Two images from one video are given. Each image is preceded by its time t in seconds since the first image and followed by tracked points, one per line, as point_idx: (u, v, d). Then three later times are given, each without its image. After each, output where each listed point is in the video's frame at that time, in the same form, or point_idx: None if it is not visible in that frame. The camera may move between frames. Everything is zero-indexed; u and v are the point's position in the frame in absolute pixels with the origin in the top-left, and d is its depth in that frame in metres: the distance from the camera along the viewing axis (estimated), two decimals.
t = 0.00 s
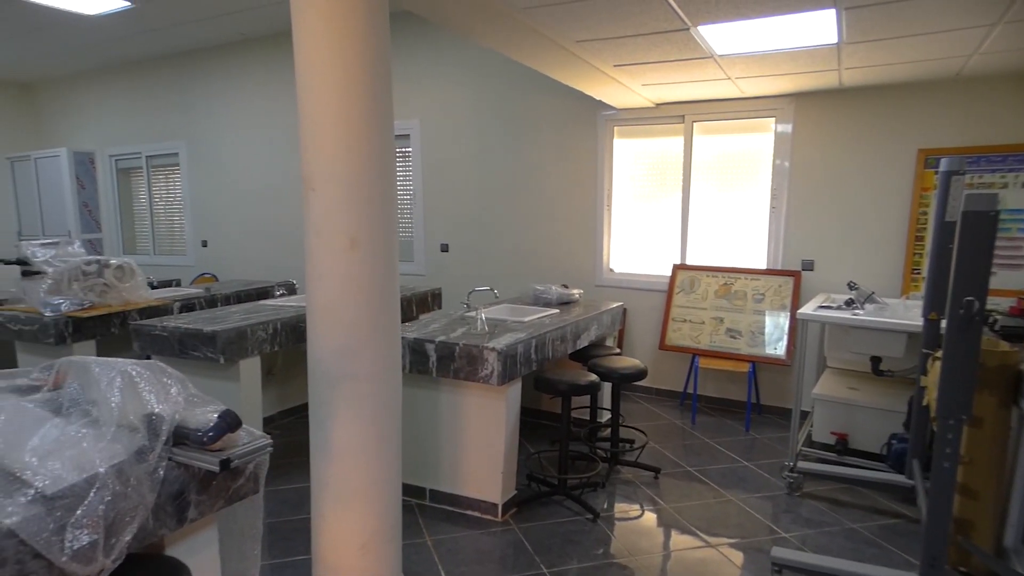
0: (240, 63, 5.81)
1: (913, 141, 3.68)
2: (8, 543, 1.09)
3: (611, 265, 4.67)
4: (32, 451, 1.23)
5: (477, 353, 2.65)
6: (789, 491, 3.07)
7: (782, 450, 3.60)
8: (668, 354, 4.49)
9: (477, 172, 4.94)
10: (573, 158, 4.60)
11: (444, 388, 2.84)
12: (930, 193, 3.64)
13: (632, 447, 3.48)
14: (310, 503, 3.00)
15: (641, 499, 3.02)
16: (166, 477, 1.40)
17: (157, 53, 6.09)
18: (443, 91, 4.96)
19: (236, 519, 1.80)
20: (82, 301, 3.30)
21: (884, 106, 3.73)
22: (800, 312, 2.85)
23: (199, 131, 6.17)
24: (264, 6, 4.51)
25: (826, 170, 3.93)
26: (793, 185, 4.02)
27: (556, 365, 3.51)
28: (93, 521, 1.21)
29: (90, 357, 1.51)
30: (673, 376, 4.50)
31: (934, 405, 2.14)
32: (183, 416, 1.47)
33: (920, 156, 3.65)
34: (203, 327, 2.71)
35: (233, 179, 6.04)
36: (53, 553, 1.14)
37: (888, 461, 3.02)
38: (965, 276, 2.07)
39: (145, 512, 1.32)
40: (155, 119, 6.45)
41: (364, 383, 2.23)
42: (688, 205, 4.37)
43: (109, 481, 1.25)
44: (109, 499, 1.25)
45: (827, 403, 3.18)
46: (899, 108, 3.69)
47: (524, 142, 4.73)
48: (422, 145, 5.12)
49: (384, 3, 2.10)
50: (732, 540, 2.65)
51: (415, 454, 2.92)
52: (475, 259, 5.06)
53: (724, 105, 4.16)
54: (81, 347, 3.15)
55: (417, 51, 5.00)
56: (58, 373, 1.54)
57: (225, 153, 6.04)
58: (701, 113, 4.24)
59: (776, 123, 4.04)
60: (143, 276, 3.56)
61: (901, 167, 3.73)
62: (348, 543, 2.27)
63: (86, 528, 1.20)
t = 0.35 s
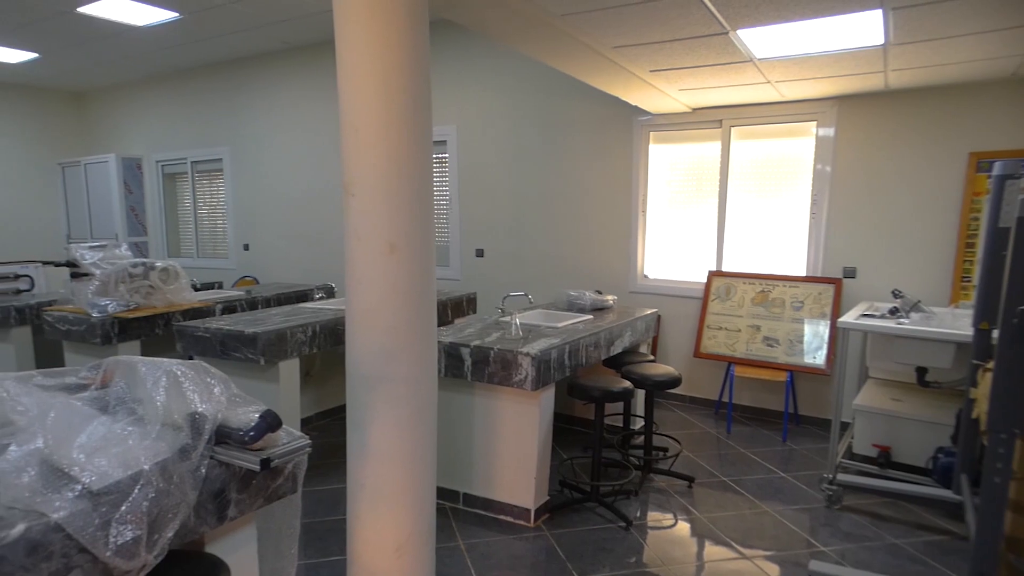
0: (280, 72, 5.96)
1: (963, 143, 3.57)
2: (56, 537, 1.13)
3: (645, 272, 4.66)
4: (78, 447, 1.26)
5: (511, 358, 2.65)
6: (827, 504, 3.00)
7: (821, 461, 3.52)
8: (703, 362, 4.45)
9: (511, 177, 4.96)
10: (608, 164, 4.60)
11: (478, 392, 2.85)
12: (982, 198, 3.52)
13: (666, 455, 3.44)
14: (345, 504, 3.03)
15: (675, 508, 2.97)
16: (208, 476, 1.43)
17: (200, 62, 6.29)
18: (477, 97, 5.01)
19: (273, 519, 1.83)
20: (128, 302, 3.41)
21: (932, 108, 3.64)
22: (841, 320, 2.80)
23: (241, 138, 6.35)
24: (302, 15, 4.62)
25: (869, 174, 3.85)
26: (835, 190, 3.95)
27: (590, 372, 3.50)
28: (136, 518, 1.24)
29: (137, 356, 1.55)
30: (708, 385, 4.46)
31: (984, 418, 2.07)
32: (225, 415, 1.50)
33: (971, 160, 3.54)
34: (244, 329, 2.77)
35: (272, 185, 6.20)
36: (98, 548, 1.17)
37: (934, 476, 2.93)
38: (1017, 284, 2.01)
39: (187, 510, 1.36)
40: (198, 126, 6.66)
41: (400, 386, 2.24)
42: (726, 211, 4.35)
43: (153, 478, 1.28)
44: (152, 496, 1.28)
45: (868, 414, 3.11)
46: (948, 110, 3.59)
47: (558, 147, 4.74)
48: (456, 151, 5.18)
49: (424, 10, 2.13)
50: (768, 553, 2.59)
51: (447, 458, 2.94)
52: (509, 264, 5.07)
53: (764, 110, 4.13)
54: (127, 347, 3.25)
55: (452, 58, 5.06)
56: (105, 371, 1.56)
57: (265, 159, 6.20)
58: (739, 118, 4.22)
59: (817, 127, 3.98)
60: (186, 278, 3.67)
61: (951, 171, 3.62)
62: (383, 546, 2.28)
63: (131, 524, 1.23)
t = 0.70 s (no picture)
0: (319, 80, 6.11)
1: (1017, 144, 3.44)
2: (103, 532, 1.17)
3: (679, 277, 4.63)
4: (126, 445, 1.35)
5: (544, 363, 2.65)
6: (869, 517, 2.92)
7: (862, 473, 3.43)
8: (740, 369, 4.39)
9: (545, 182, 4.98)
10: (643, 168, 4.58)
11: (512, 397, 2.86)
12: None
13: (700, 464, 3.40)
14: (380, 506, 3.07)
15: (709, 518, 2.93)
16: (249, 474, 1.46)
17: (241, 72, 6.48)
18: (511, 103, 5.04)
19: (311, 518, 1.86)
20: (172, 305, 3.51)
21: (983, 108, 3.52)
22: (884, 328, 2.73)
23: (281, 145, 6.53)
24: (339, 24, 4.73)
25: (915, 177, 3.75)
26: (879, 195, 3.86)
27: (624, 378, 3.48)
28: (180, 515, 1.28)
29: (181, 357, 1.60)
30: (744, 393, 4.39)
31: None
32: (265, 416, 1.54)
33: None
34: (284, 332, 2.83)
35: (310, 191, 6.34)
36: (142, 543, 1.22)
37: (982, 490, 2.83)
38: None
39: (228, 507, 1.39)
40: (239, 134, 6.86)
41: (434, 390, 2.26)
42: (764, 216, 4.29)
43: (195, 476, 1.33)
44: (195, 494, 1.32)
45: (913, 424, 3.03)
46: (1001, 110, 3.47)
47: (593, 152, 4.74)
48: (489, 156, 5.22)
49: (461, 17, 2.15)
50: (805, 565, 2.53)
51: (481, 461, 2.96)
52: (542, 269, 5.08)
53: (804, 113, 4.07)
54: (171, 348, 3.35)
55: (486, 64, 5.11)
56: (151, 372, 1.64)
57: (304, 166, 6.35)
58: (778, 121, 4.16)
59: (861, 129, 3.90)
60: (228, 282, 3.77)
61: (1005, 174, 3.49)
62: (416, 547, 2.30)
63: (174, 521, 1.27)
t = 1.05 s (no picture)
0: (356, 87, 6.22)
1: None
2: (145, 528, 1.21)
3: (715, 282, 4.56)
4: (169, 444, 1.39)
5: (578, 367, 2.64)
6: (914, 530, 2.83)
7: (907, 484, 3.33)
8: (777, 376, 4.30)
9: (578, 186, 4.97)
10: (677, 171, 4.54)
11: (545, 401, 2.85)
12: None
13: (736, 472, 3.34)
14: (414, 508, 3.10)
15: (745, 527, 2.87)
16: (286, 474, 1.47)
17: (279, 81, 6.65)
18: (545, 108, 5.05)
19: (347, 517, 1.89)
20: (213, 307, 3.60)
21: None
22: (931, 335, 2.65)
23: (318, 151, 6.66)
24: (374, 32, 4.81)
25: (966, 177, 3.63)
26: (927, 196, 3.75)
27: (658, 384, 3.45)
28: (220, 512, 1.31)
29: (222, 358, 1.64)
30: (782, 400, 4.30)
31: None
32: (304, 416, 1.56)
33: None
34: (322, 335, 2.88)
35: (346, 196, 6.46)
36: (184, 540, 1.25)
37: None
38: None
39: (267, 506, 1.41)
40: (277, 141, 7.03)
41: (467, 393, 2.27)
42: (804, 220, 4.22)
43: (235, 474, 1.36)
44: (235, 492, 1.35)
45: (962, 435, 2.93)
46: None
47: (627, 155, 4.71)
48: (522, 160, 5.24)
49: (496, 23, 2.16)
50: None
51: (513, 465, 2.96)
52: (576, 273, 5.07)
53: (847, 113, 3.98)
54: (213, 350, 3.44)
55: (519, 69, 5.13)
56: (193, 372, 1.68)
57: (341, 172, 6.48)
58: (819, 122, 4.08)
59: (907, 129, 3.80)
60: (268, 285, 3.86)
61: None
62: (449, 549, 2.31)
63: (214, 518, 1.30)
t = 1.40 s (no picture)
0: (392, 93, 6.33)
1: None
2: (188, 525, 1.24)
3: (753, 287, 4.48)
4: (212, 442, 1.42)
5: (612, 371, 2.62)
6: (964, 543, 2.72)
7: (956, 496, 3.20)
8: (818, 383, 4.20)
9: (612, 189, 4.94)
10: (714, 173, 4.48)
11: (579, 405, 2.84)
12: None
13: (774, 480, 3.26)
14: (449, 510, 3.11)
15: (784, 536, 2.80)
16: (325, 474, 1.50)
17: (317, 88, 6.80)
18: (579, 111, 5.05)
19: (384, 517, 1.91)
20: (254, 310, 3.69)
21: None
22: (983, 341, 2.55)
23: (355, 156, 6.79)
24: (409, 39, 4.89)
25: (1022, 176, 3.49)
26: (980, 196, 3.62)
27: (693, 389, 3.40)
28: (260, 510, 1.34)
29: (263, 359, 1.67)
30: (824, 408, 4.19)
31: None
32: (343, 416, 1.58)
33: None
34: (359, 337, 2.93)
35: (382, 201, 6.56)
36: (225, 537, 1.28)
37: None
38: None
39: (306, 504, 1.44)
40: (316, 147, 7.19)
41: (501, 396, 2.27)
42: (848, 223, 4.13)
43: (276, 473, 1.39)
44: (275, 490, 1.38)
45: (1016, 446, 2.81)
46: None
47: (663, 158, 4.67)
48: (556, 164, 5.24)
49: (530, 26, 2.17)
50: None
51: (548, 469, 2.95)
52: (610, 277, 5.04)
53: (894, 112, 3.88)
54: (253, 351, 3.53)
55: (553, 73, 5.15)
56: (235, 373, 1.72)
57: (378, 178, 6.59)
58: (863, 121, 3.99)
59: (959, 127, 3.68)
60: (307, 288, 3.94)
61: None
62: (482, 552, 2.32)
63: (255, 516, 1.33)
